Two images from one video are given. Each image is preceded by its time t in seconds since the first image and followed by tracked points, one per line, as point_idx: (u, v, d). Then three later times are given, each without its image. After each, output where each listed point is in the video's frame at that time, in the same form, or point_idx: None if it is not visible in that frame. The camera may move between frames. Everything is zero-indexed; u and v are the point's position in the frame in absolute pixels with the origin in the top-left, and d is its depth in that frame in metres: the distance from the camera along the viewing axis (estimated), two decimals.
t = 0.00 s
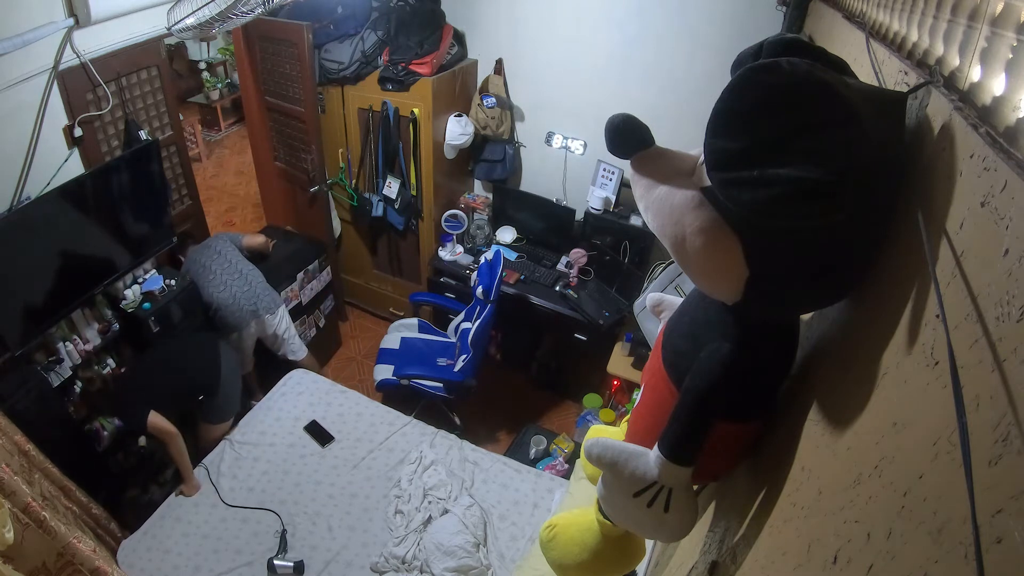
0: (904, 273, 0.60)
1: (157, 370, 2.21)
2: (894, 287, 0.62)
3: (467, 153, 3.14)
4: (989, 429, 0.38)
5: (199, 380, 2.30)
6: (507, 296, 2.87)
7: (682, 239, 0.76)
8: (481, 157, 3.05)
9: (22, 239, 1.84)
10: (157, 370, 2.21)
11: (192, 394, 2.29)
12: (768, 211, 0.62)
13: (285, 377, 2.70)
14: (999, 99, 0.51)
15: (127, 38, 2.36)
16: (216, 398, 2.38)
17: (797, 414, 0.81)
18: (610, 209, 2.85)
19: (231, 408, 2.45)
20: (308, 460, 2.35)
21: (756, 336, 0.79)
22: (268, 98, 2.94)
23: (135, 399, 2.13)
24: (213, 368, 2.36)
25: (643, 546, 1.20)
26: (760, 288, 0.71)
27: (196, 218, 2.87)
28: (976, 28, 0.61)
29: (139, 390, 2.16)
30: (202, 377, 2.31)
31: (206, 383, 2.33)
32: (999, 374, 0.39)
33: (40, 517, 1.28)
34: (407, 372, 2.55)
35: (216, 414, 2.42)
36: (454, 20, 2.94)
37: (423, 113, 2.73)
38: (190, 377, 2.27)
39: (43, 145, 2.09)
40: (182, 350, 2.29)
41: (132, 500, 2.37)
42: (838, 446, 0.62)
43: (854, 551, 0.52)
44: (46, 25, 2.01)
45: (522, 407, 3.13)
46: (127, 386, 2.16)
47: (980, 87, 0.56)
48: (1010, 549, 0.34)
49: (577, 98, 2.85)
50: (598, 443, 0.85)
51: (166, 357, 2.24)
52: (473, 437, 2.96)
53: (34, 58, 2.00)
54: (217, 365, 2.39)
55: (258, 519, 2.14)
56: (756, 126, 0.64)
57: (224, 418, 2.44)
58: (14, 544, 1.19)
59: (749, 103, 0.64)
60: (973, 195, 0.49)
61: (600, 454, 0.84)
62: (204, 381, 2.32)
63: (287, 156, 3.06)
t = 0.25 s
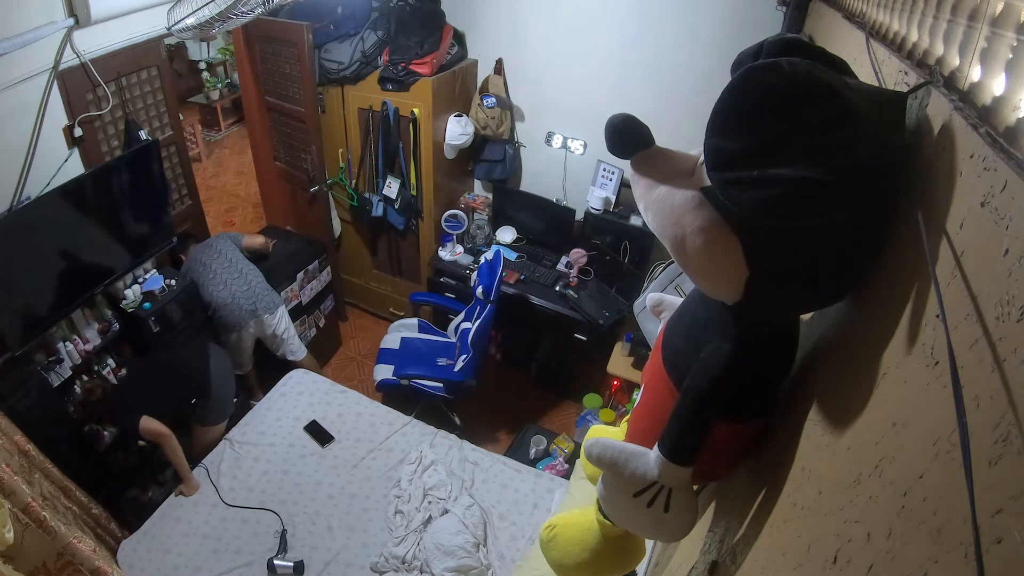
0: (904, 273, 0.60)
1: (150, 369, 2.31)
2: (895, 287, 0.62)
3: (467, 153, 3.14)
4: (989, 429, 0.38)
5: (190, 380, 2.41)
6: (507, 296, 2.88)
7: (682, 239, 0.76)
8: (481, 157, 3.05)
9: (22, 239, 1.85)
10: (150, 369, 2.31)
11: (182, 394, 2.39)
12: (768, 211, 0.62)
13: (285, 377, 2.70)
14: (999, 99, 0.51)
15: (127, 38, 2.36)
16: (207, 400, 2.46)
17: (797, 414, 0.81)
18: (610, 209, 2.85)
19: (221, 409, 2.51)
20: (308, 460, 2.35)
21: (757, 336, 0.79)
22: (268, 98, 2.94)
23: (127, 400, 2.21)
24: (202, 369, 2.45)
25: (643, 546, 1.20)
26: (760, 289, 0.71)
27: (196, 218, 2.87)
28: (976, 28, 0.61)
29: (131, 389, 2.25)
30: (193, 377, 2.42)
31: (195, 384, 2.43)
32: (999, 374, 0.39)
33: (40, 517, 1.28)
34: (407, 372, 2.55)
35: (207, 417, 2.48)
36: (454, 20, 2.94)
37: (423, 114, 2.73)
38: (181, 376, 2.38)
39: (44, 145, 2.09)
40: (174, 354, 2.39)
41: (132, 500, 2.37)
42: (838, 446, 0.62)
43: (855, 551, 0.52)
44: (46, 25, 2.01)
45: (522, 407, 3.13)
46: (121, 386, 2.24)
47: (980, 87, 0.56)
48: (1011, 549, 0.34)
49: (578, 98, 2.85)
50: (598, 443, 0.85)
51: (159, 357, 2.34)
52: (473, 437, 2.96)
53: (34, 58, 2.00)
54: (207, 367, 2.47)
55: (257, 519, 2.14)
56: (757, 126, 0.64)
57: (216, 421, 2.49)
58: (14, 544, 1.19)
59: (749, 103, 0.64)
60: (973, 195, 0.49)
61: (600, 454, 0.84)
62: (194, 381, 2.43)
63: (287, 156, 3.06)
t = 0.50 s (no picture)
0: (904, 273, 0.60)
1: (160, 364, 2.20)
2: (894, 287, 0.62)
3: (467, 153, 3.13)
4: (989, 428, 0.38)
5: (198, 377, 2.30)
6: (507, 296, 2.88)
7: (682, 239, 0.76)
8: (481, 157, 3.05)
9: (22, 239, 1.85)
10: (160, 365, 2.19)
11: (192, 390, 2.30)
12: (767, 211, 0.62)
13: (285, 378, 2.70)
14: (999, 100, 0.51)
15: (127, 38, 2.37)
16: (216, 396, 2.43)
17: (797, 414, 0.81)
18: (610, 209, 2.85)
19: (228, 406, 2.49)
20: (308, 460, 2.35)
21: (756, 336, 0.79)
22: (268, 98, 2.95)
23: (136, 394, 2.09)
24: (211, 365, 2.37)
25: (643, 546, 1.20)
26: (760, 289, 0.71)
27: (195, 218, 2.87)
28: (976, 28, 0.61)
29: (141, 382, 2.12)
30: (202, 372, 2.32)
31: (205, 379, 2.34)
32: (999, 374, 0.39)
33: (40, 517, 1.28)
34: (407, 372, 2.55)
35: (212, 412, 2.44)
36: (454, 20, 2.94)
37: (423, 114, 2.73)
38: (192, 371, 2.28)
39: (44, 145, 2.09)
40: (179, 348, 2.28)
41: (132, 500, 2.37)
42: (838, 445, 0.62)
43: (854, 551, 0.52)
44: (46, 25, 2.01)
45: (522, 407, 3.13)
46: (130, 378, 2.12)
47: (980, 87, 0.56)
48: (1010, 549, 0.34)
49: (577, 98, 2.85)
50: (597, 443, 0.85)
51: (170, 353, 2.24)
52: (473, 437, 2.96)
53: (34, 58, 2.01)
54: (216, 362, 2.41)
55: (257, 519, 2.14)
56: (757, 126, 0.64)
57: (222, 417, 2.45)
58: (14, 544, 1.19)
59: (749, 102, 0.64)
60: (972, 195, 0.49)
61: (600, 454, 0.84)
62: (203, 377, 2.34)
63: (287, 156, 3.06)
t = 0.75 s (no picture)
0: (905, 273, 0.60)
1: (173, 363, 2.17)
2: (895, 287, 0.62)
3: (467, 153, 3.13)
4: (989, 428, 0.39)
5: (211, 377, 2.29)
6: (507, 296, 2.87)
7: (682, 239, 0.76)
8: (481, 157, 3.05)
9: (23, 239, 1.85)
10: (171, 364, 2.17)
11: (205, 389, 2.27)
12: (767, 211, 0.62)
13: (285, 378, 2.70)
14: (999, 100, 0.51)
15: (127, 38, 2.37)
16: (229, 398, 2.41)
17: (797, 414, 0.81)
18: (610, 209, 2.85)
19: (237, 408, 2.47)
20: (308, 460, 2.35)
21: (756, 336, 0.80)
22: (268, 98, 2.95)
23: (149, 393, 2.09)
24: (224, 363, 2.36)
25: (643, 546, 1.20)
26: (760, 289, 0.71)
27: (196, 219, 2.87)
28: (976, 28, 0.61)
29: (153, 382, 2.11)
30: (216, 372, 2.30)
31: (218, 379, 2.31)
32: (999, 374, 0.39)
33: (40, 517, 1.28)
34: (407, 372, 2.55)
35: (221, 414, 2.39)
36: (454, 20, 2.94)
37: (424, 114, 2.73)
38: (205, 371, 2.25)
39: (44, 145, 2.09)
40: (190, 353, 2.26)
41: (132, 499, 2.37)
42: (838, 446, 0.62)
43: (854, 551, 0.52)
44: (46, 25, 2.01)
45: (522, 407, 3.13)
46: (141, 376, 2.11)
47: (980, 87, 0.56)
48: (1010, 549, 0.34)
49: (577, 98, 2.85)
50: (597, 443, 0.85)
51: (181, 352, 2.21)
52: (473, 437, 2.96)
53: (34, 58, 2.01)
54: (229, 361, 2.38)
55: (258, 519, 2.14)
56: (758, 126, 0.64)
57: (227, 417, 2.38)
58: (14, 543, 1.19)
59: (750, 102, 0.64)
60: (973, 195, 0.49)
61: (600, 454, 0.84)
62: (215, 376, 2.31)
63: (288, 156, 3.06)
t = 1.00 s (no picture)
0: (905, 273, 0.60)
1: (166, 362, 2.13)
2: (895, 287, 0.62)
3: (467, 153, 3.13)
4: (988, 428, 0.39)
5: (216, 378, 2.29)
6: (507, 296, 2.87)
7: (682, 239, 0.76)
8: (481, 157, 3.05)
9: (23, 239, 1.85)
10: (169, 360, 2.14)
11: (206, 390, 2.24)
12: (766, 211, 0.62)
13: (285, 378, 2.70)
14: (999, 99, 0.51)
15: (127, 38, 2.37)
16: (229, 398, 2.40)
17: (797, 415, 0.81)
18: (610, 209, 2.85)
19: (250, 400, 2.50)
20: (308, 460, 2.35)
21: (756, 336, 0.80)
22: (268, 98, 2.95)
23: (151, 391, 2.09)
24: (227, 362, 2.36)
25: (643, 546, 1.20)
26: (760, 289, 0.71)
27: (196, 219, 2.87)
28: (976, 28, 0.61)
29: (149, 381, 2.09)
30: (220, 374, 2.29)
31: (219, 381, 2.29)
32: (999, 374, 0.39)
33: (40, 517, 1.28)
34: (407, 372, 2.55)
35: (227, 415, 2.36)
36: (454, 20, 2.94)
37: (424, 114, 2.73)
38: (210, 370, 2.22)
39: (43, 145, 2.09)
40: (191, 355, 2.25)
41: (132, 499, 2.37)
42: (838, 446, 0.62)
43: (854, 552, 0.52)
44: (46, 25, 2.01)
45: (522, 407, 3.13)
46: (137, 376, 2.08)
47: (980, 87, 0.56)
48: (1011, 549, 0.34)
49: (577, 97, 2.85)
50: (598, 443, 0.85)
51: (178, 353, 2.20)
52: (473, 437, 2.96)
53: (34, 58, 2.01)
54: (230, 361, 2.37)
55: (258, 519, 2.14)
56: (758, 126, 0.64)
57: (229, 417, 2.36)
58: (14, 543, 1.19)
59: (750, 102, 0.64)
60: (973, 195, 0.49)
61: (600, 454, 0.84)
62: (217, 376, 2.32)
63: (288, 156, 3.06)
